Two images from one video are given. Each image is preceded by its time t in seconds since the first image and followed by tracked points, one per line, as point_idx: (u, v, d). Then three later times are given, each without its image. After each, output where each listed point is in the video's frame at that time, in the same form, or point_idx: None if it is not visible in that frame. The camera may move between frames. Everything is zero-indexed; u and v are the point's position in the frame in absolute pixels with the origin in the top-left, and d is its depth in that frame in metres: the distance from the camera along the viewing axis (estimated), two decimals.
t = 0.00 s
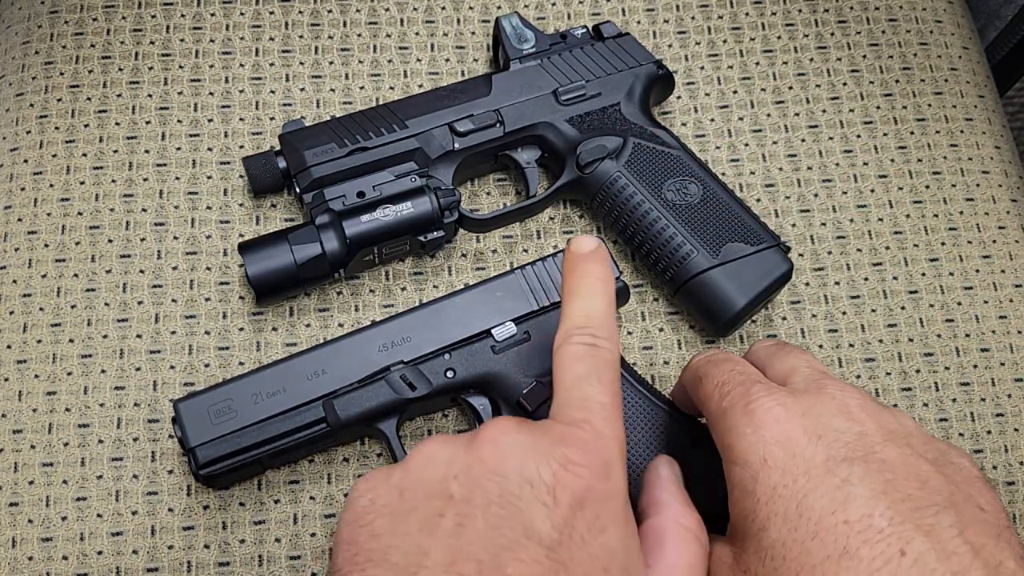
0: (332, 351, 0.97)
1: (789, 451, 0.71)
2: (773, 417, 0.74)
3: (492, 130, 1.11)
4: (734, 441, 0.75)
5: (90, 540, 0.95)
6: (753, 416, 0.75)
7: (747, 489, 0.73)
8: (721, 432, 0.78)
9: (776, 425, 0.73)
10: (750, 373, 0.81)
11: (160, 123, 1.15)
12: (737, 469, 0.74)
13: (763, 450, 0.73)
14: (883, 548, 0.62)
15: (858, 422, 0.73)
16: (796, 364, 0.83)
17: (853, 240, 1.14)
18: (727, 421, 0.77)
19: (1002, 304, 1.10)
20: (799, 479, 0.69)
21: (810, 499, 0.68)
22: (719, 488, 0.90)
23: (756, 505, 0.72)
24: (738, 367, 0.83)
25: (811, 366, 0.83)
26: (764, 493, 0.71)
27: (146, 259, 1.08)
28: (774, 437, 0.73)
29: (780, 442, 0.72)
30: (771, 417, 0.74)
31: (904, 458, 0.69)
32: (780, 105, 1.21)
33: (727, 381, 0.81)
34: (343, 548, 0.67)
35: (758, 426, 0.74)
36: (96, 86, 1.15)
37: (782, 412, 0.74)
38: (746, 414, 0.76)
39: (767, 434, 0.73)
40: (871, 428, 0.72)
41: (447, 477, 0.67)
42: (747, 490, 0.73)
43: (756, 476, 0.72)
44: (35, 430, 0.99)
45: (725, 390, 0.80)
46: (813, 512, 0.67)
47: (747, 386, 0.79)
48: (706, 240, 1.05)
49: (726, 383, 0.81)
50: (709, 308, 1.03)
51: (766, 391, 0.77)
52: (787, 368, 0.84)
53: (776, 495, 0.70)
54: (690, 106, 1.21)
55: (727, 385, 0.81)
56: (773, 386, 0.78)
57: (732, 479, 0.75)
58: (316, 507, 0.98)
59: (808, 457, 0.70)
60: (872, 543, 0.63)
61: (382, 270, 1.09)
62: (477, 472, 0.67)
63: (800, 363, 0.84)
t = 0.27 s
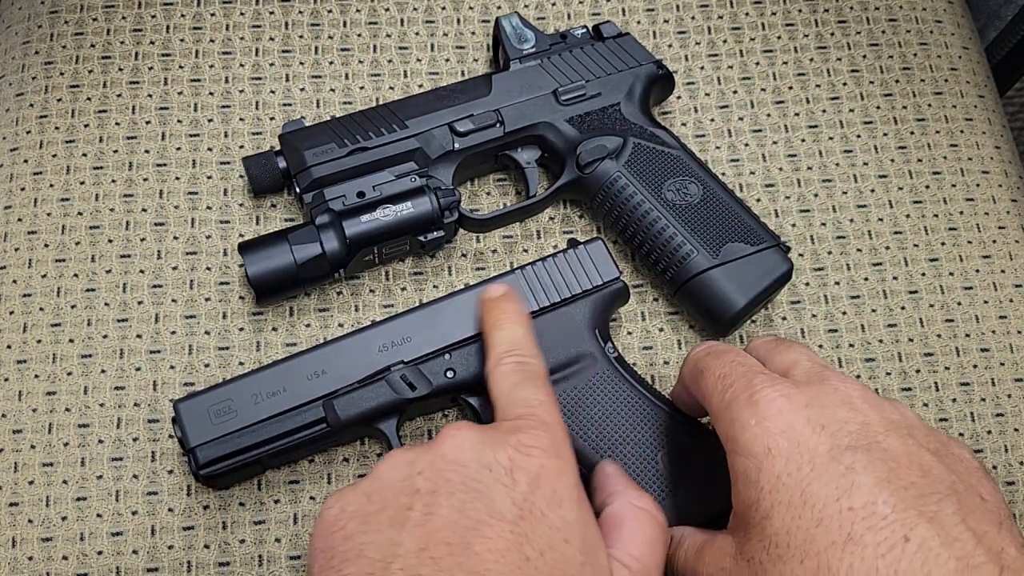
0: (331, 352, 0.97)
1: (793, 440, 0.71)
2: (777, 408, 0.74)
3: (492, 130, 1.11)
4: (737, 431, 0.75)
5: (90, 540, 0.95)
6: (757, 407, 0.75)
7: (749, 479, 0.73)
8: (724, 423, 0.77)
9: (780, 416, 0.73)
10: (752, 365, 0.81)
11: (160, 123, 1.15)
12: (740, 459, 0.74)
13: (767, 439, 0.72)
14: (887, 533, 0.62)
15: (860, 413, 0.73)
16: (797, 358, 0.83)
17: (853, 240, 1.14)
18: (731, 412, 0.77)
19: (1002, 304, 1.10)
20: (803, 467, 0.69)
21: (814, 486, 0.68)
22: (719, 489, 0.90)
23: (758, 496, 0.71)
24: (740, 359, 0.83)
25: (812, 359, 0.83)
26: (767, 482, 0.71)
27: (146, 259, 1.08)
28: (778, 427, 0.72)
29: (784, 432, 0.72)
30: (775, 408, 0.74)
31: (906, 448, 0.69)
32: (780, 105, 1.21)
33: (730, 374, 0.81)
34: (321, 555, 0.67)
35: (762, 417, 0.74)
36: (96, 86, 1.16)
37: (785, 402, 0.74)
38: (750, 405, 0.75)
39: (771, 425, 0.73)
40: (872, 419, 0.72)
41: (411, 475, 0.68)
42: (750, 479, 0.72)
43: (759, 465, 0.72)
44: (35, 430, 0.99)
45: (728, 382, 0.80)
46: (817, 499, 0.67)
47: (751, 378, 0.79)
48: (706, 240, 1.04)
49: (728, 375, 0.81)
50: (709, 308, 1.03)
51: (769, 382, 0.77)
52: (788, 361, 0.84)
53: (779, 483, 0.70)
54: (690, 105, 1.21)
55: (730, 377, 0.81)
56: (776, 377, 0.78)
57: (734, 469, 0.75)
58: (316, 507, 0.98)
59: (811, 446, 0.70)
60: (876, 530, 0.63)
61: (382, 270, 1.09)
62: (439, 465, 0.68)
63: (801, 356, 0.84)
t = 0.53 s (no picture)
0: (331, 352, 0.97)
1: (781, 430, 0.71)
2: (767, 399, 0.74)
3: (492, 130, 1.11)
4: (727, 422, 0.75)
5: (90, 540, 0.95)
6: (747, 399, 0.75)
7: (739, 470, 0.73)
8: (715, 416, 0.77)
9: (769, 407, 0.73)
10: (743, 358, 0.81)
11: (160, 123, 1.15)
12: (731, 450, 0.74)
13: (757, 430, 0.72)
14: (874, 519, 0.62)
15: (851, 405, 0.73)
16: (790, 352, 0.83)
17: (853, 240, 1.14)
18: (720, 404, 0.77)
19: (1002, 305, 1.10)
20: (791, 457, 0.69)
21: (801, 474, 0.68)
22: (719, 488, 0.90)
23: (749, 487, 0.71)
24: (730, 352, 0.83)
25: (805, 354, 0.83)
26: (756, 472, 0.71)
27: (146, 259, 1.08)
28: (767, 418, 0.72)
29: (773, 422, 0.72)
30: (765, 399, 0.74)
31: (896, 437, 0.69)
32: (780, 105, 1.21)
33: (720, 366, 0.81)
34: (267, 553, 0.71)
35: (752, 409, 0.74)
36: (96, 86, 1.16)
37: (774, 393, 0.74)
38: (739, 397, 0.75)
39: (760, 416, 0.73)
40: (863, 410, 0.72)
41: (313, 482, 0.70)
42: (740, 470, 0.73)
43: (749, 455, 0.72)
44: (35, 430, 0.99)
45: (718, 374, 0.80)
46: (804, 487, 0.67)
47: (741, 371, 0.79)
48: (706, 240, 1.04)
49: (718, 368, 0.81)
50: (709, 308, 1.03)
51: (759, 374, 0.77)
52: (781, 356, 0.84)
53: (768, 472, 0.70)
54: (690, 106, 1.21)
55: (720, 369, 0.81)
56: (767, 370, 0.78)
57: (725, 461, 0.75)
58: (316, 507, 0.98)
59: (800, 436, 0.70)
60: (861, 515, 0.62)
61: (382, 270, 1.09)
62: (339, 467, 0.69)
63: (794, 351, 0.84)
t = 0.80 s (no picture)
0: (331, 353, 0.97)
1: (781, 430, 0.71)
2: (766, 399, 0.73)
3: (492, 130, 1.11)
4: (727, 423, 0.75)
5: (90, 540, 0.95)
6: (746, 399, 0.74)
7: (739, 471, 0.73)
8: (715, 416, 0.77)
9: (769, 407, 0.73)
10: (742, 358, 0.81)
11: (160, 123, 1.15)
12: (731, 451, 0.74)
13: (756, 430, 0.72)
14: (874, 520, 0.62)
15: (851, 405, 0.72)
16: (790, 353, 0.83)
17: (853, 240, 1.14)
18: (720, 404, 0.77)
19: (1002, 305, 1.10)
20: (790, 458, 0.69)
21: (801, 475, 0.68)
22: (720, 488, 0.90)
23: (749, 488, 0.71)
24: (729, 352, 0.83)
25: (805, 354, 0.83)
26: (756, 473, 0.71)
27: (146, 259, 1.08)
28: (767, 418, 0.72)
29: (772, 422, 0.72)
30: (764, 399, 0.74)
31: (896, 438, 0.69)
32: (780, 105, 1.21)
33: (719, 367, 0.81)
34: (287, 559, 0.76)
35: (750, 409, 0.74)
36: (96, 86, 1.16)
37: (774, 393, 0.74)
38: (739, 396, 0.75)
39: (760, 416, 0.73)
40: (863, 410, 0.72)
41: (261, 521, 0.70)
42: (740, 471, 0.73)
43: (749, 456, 0.72)
44: (35, 430, 0.99)
45: (718, 374, 0.80)
46: (805, 487, 0.67)
47: (740, 371, 0.78)
48: (706, 240, 1.04)
49: (717, 368, 0.81)
50: (709, 308, 1.03)
51: (758, 374, 0.77)
52: (781, 356, 0.84)
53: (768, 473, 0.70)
54: (690, 105, 1.21)
55: (719, 369, 0.81)
56: (767, 370, 0.78)
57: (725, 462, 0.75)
58: (316, 507, 0.98)
59: (799, 436, 0.70)
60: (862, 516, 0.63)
61: (382, 270, 1.09)
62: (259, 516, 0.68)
63: (794, 352, 0.84)
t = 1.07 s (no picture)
0: (331, 354, 0.97)
1: (785, 432, 0.71)
2: (770, 400, 0.73)
3: (492, 130, 1.11)
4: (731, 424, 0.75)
5: (90, 540, 0.95)
6: (751, 400, 0.74)
7: (743, 472, 0.73)
8: (719, 417, 0.77)
9: (773, 409, 0.73)
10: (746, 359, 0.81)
11: (160, 123, 1.15)
12: (734, 452, 0.74)
13: (760, 432, 0.72)
14: (877, 522, 0.62)
15: (855, 407, 0.72)
16: (793, 355, 0.83)
17: (853, 240, 1.14)
18: (725, 405, 0.77)
19: (1002, 304, 1.10)
20: (794, 460, 0.69)
21: (804, 477, 0.68)
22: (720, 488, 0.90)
23: (752, 489, 0.71)
24: (734, 353, 0.83)
25: (809, 356, 0.83)
26: (759, 474, 0.71)
27: (146, 259, 1.08)
28: (771, 419, 0.72)
29: (777, 424, 0.72)
30: (768, 400, 0.74)
31: (900, 440, 0.69)
32: (780, 105, 1.21)
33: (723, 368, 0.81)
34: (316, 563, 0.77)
35: (755, 410, 0.73)
36: (96, 86, 1.16)
37: (778, 395, 0.74)
38: (743, 397, 0.75)
39: (765, 418, 0.73)
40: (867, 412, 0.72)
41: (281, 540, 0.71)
42: (743, 472, 0.73)
43: (752, 458, 0.72)
44: (35, 430, 0.99)
45: (722, 375, 0.80)
46: (809, 489, 0.67)
47: (745, 372, 0.78)
48: (706, 240, 1.04)
49: (722, 369, 0.81)
50: (709, 308, 1.03)
51: (763, 375, 0.77)
52: (785, 359, 0.84)
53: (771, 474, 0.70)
54: (690, 105, 1.21)
55: (723, 371, 0.81)
56: (771, 371, 0.78)
57: (729, 463, 0.75)
58: (316, 507, 0.98)
59: (804, 438, 0.70)
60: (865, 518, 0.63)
61: (382, 270, 1.09)
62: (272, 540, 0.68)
63: (798, 353, 0.84)
